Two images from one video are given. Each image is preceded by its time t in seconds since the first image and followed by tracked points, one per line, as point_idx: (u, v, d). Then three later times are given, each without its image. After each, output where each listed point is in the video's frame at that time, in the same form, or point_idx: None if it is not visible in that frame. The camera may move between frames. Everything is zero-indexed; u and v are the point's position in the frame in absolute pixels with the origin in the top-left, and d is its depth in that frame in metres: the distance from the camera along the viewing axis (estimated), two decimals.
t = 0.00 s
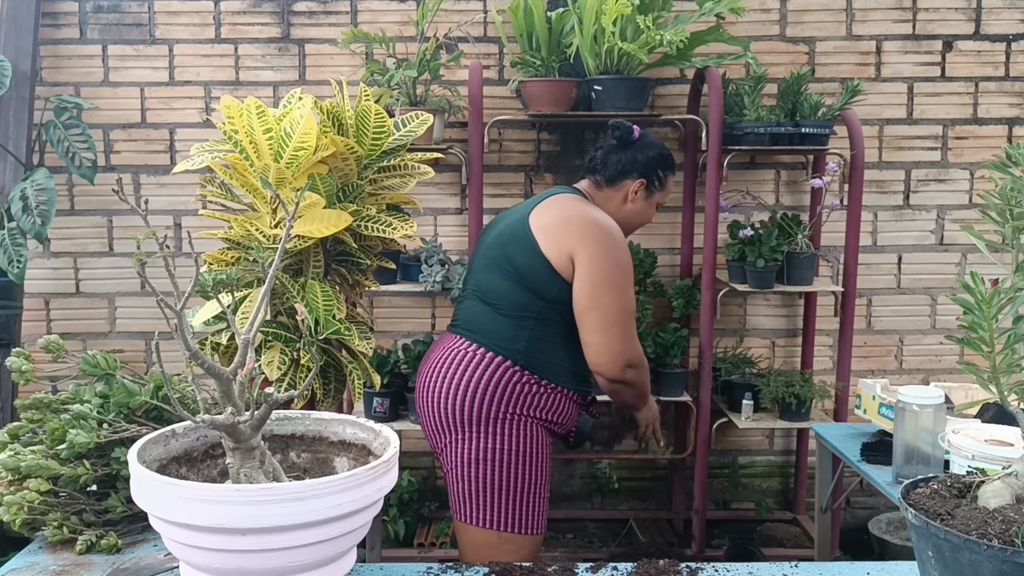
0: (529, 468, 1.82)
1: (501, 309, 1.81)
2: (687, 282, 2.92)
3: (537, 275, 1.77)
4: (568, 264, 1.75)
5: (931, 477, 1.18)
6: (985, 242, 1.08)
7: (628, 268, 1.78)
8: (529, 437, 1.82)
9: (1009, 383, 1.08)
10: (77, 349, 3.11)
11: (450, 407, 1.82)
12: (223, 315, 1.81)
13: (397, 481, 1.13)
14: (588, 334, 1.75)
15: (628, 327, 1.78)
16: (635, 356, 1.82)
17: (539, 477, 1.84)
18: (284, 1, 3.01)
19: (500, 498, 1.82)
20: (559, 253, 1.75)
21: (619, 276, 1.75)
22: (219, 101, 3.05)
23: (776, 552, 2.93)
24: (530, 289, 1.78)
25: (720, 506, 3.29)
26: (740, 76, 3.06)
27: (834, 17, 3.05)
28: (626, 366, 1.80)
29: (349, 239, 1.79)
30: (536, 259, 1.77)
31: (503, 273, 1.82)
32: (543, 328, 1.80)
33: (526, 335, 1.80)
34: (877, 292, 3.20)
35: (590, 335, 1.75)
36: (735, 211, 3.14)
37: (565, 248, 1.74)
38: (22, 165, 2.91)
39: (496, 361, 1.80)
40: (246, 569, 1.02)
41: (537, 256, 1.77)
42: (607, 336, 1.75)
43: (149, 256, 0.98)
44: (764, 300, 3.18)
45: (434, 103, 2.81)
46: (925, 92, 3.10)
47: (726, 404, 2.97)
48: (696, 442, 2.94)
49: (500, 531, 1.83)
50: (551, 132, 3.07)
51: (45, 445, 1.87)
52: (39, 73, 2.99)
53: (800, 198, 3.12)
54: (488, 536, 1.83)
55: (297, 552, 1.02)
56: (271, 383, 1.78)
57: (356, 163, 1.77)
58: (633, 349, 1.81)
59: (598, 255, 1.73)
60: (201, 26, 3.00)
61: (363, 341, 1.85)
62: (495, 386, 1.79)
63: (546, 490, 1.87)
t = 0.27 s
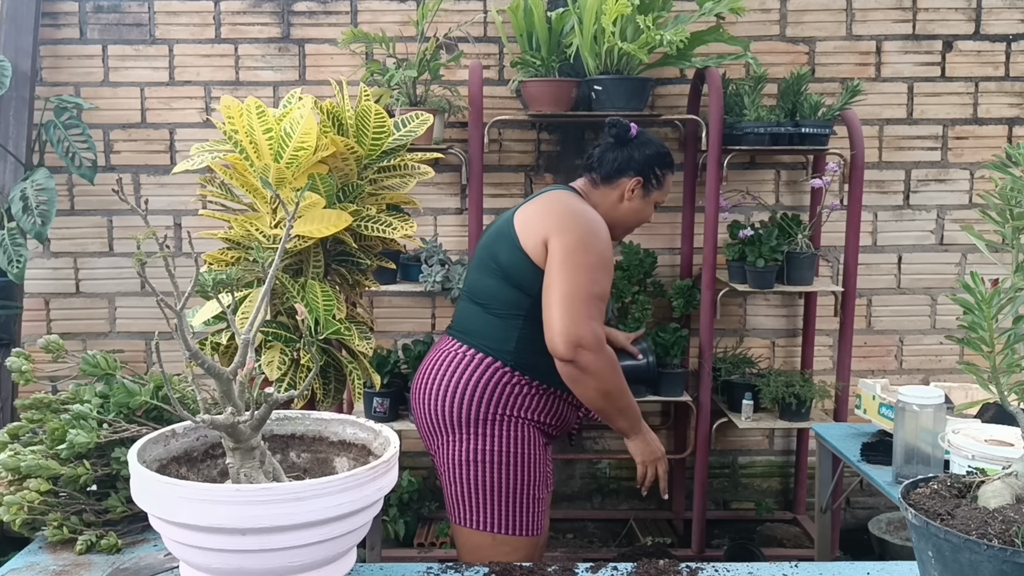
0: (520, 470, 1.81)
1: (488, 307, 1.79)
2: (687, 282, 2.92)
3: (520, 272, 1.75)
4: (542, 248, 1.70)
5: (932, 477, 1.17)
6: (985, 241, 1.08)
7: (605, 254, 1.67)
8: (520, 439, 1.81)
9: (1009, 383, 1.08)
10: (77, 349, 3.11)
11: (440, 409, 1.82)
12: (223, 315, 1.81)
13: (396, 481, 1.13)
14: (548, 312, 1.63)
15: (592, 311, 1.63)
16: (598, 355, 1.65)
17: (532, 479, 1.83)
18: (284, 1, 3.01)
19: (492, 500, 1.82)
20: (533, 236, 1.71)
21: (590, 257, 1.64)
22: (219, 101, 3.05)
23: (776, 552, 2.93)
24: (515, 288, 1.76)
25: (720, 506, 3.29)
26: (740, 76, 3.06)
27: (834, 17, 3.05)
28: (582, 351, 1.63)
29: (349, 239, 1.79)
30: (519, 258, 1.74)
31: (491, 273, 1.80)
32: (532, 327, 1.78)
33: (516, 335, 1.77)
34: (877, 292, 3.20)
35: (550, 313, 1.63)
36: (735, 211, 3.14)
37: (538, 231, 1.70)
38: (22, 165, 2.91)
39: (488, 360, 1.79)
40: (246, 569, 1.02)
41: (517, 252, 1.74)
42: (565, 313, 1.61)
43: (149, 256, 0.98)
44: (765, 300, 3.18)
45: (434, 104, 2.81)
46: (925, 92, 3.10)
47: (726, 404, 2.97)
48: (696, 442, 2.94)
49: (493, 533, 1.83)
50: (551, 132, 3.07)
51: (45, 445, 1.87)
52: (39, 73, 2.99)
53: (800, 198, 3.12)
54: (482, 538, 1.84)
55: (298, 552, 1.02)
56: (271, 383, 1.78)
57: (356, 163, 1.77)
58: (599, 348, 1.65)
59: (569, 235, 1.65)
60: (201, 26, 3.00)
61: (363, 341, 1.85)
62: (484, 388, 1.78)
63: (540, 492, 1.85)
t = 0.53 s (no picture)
0: (503, 470, 1.77)
1: (467, 309, 1.78)
2: (687, 282, 2.92)
3: (494, 273, 1.73)
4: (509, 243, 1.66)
5: (931, 477, 1.17)
6: (985, 241, 1.08)
7: (569, 249, 1.59)
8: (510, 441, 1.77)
9: (1009, 383, 1.08)
10: (77, 349, 3.11)
11: (424, 407, 1.82)
12: (223, 315, 1.81)
13: (397, 481, 1.13)
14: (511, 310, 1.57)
15: (551, 306, 1.55)
16: (558, 352, 1.56)
17: (517, 480, 1.79)
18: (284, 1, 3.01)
19: (474, 500, 1.78)
20: (502, 232, 1.67)
21: (553, 251, 1.57)
22: (219, 101, 3.05)
23: (776, 552, 2.93)
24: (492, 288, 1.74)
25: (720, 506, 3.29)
26: (740, 76, 3.06)
27: (834, 17, 3.05)
28: (539, 348, 1.55)
29: (349, 239, 1.79)
30: (491, 258, 1.73)
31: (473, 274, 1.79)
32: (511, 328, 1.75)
33: (494, 336, 1.75)
34: (878, 292, 3.20)
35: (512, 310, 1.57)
36: (735, 211, 3.14)
37: (507, 228, 1.66)
38: (22, 165, 2.91)
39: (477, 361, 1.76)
40: (247, 570, 1.02)
41: (490, 252, 1.73)
42: (522, 310, 1.55)
43: (149, 256, 0.98)
44: (765, 299, 3.18)
45: (435, 104, 2.81)
46: (925, 92, 3.11)
47: (726, 404, 2.97)
48: (696, 442, 2.94)
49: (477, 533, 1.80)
50: (551, 132, 3.07)
51: (45, 445, 1.87)
52: (39, 73, 2.99)
53: (800, 198, 3.12)
54: (466, 538, 1.81)
55: (298, 552, 1.02)
56: (271, 383, 1.78)
57: (356, 163, 1.77)
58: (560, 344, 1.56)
59: (531, 229, 1.59)
60: (201, 26, 3.00)
61: (363, 341, 1.85)
62: (462, 386, 1.76)
63: (526, 494, 1.80)
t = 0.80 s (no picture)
0: (489, 475, 1.74)
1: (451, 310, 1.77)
2: (687, 282, 2.92)
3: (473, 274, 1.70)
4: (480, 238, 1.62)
5: (931, 477, 1.17)
6: (985, 241, 1.08)
7: (529, 244, 1.51)
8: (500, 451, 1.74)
9: (1009, 383, 1.08)
10: (77, 349, 3.11)
11: (414, 412, 1.79)
12: (223, 315, 1.81)
13: (396, 481, 1.13)
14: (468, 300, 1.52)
15: (500, 299, 1.48)
16: (502, 347, 1.48)
17: (507, 484, 1.75)
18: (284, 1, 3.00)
19: (463, 507, 1.76)
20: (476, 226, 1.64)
21: (510, 245, 1.50)
22: (219, 101, 3.05)
23: (776, 552, 2.93)
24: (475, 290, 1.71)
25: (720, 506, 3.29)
26: (740, 76, 3.06)
27: (834, 17, 3.05)
28: (484, 340, 1.48)
29: (349, 239, 1.79)
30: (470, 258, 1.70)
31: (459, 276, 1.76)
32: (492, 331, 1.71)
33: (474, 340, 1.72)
34: (878, 292, 3.20)
35: (470, 302, 1.51)
36: (735, 211, 3.14)
37: (479, 222, 1.62)
38: (22, 165, 2.91)
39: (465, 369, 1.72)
40: (247, 569, 1.02)
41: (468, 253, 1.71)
42: (477, 303, 1.49)
43: (149, 256, 0.98)
44: (765, 299, 3.18)
45: (435, 104, 2.81)
46: (925, 92, 3.11)
47: (726, 404, 2.97)
48: (696, 442, 2.94)
49: (468, 540, 1.77)
50: (551, 132, 3.07)
51: (45, 445, 1.87)
52: (39, 73, 2.99)
53: (800, 198, 3.12)
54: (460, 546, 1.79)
55: (298, 552, 1.02)
56: (271, 383, 1.78)
57: (356, 163, 1.77)
58: (506, 340, 1.47)
59: (496, 220, 1.54)
60: (201, 26, 3.00)
61: (363, 341, 1.85)
62: (444, 390, 1.74)
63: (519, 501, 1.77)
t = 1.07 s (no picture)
0: (460, 493, 1.66)
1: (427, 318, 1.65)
2: (687, 282, 2.92)
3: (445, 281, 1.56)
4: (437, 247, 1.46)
5: (931, 477, 1.17)
6: (985, 241, 1.08)
7: (466, 256, 1.33)
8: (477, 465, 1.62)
9: (1009, 383, 1.08)
10: (77, 349, 3.11)
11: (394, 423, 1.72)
12: (223, 315, 1.81)
13: (396, 481, 1.13)
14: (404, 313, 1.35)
15: (422, 314, 1.30)
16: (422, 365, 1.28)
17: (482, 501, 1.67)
18: (284, 1, 3.00)
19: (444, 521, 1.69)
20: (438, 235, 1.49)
21: (446, 255, 1.33)
22: (219, 101, 3.05)
23: (777, 552, 2.93)
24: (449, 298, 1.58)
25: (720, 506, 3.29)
26: (740, 76, 3.06)
27: (834, 17, 3.05)
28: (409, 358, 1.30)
29: (349, 239, 1.79)
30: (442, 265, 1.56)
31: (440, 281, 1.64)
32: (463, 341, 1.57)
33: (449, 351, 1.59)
34: (877, 292, 3.20)
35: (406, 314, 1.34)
36: (735, 211, 3.14)
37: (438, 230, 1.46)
38: (22, 165, 2.91)
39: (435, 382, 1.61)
40: (246, 569, 1.02)
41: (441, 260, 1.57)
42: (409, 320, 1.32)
43: (149, 256, 0.98)
44: (765, 299, 3.18)
45: (435, 104, 2.81)
46: (925, 92, 3.11)
47: (726, 404, 2.97)
48: (696, 442, 2.94)
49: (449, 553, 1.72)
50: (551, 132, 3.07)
51: (45, 445, 1.87)
52: (39, 73, 2.99)
53: (800, 198, 3.12)
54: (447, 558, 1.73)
55: (297, 552, 1.02)
56: (271, 383, 1.78)
57: (356, 163, 1.77)
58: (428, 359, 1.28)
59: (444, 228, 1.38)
60: (201, 26, 3.00)
61: (362, 341, 1.85)
62: (414, 404, 1.67)
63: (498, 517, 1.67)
